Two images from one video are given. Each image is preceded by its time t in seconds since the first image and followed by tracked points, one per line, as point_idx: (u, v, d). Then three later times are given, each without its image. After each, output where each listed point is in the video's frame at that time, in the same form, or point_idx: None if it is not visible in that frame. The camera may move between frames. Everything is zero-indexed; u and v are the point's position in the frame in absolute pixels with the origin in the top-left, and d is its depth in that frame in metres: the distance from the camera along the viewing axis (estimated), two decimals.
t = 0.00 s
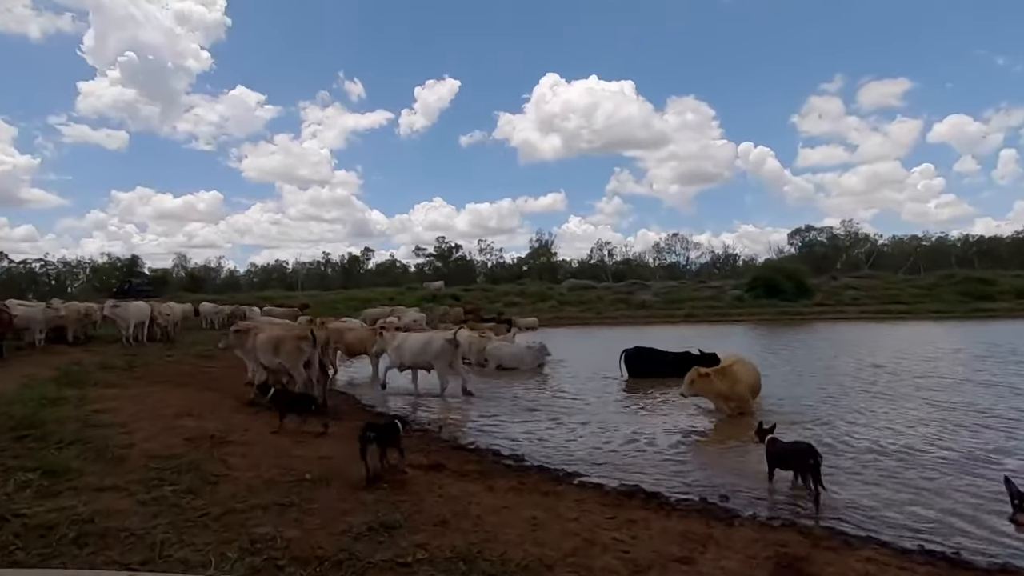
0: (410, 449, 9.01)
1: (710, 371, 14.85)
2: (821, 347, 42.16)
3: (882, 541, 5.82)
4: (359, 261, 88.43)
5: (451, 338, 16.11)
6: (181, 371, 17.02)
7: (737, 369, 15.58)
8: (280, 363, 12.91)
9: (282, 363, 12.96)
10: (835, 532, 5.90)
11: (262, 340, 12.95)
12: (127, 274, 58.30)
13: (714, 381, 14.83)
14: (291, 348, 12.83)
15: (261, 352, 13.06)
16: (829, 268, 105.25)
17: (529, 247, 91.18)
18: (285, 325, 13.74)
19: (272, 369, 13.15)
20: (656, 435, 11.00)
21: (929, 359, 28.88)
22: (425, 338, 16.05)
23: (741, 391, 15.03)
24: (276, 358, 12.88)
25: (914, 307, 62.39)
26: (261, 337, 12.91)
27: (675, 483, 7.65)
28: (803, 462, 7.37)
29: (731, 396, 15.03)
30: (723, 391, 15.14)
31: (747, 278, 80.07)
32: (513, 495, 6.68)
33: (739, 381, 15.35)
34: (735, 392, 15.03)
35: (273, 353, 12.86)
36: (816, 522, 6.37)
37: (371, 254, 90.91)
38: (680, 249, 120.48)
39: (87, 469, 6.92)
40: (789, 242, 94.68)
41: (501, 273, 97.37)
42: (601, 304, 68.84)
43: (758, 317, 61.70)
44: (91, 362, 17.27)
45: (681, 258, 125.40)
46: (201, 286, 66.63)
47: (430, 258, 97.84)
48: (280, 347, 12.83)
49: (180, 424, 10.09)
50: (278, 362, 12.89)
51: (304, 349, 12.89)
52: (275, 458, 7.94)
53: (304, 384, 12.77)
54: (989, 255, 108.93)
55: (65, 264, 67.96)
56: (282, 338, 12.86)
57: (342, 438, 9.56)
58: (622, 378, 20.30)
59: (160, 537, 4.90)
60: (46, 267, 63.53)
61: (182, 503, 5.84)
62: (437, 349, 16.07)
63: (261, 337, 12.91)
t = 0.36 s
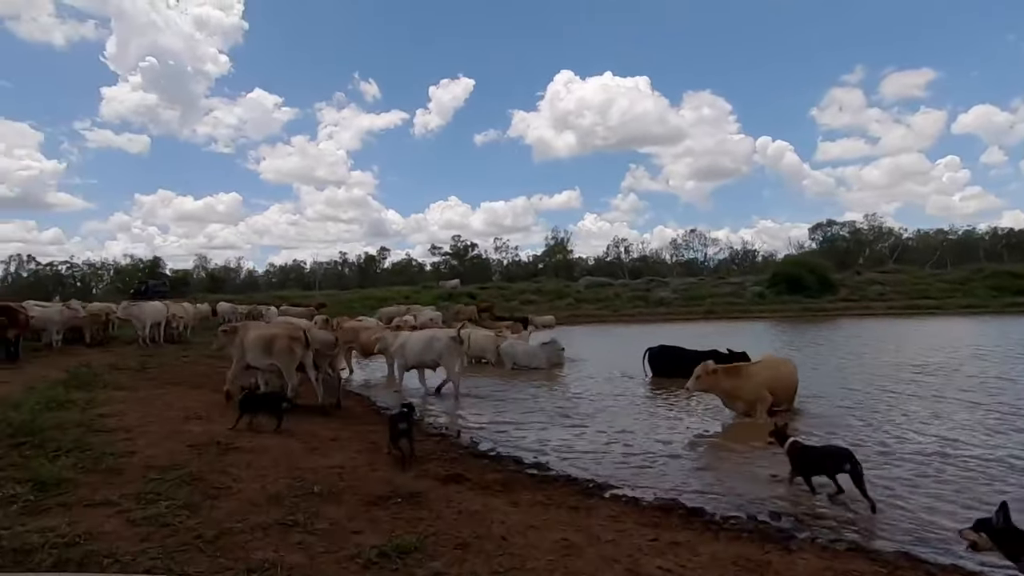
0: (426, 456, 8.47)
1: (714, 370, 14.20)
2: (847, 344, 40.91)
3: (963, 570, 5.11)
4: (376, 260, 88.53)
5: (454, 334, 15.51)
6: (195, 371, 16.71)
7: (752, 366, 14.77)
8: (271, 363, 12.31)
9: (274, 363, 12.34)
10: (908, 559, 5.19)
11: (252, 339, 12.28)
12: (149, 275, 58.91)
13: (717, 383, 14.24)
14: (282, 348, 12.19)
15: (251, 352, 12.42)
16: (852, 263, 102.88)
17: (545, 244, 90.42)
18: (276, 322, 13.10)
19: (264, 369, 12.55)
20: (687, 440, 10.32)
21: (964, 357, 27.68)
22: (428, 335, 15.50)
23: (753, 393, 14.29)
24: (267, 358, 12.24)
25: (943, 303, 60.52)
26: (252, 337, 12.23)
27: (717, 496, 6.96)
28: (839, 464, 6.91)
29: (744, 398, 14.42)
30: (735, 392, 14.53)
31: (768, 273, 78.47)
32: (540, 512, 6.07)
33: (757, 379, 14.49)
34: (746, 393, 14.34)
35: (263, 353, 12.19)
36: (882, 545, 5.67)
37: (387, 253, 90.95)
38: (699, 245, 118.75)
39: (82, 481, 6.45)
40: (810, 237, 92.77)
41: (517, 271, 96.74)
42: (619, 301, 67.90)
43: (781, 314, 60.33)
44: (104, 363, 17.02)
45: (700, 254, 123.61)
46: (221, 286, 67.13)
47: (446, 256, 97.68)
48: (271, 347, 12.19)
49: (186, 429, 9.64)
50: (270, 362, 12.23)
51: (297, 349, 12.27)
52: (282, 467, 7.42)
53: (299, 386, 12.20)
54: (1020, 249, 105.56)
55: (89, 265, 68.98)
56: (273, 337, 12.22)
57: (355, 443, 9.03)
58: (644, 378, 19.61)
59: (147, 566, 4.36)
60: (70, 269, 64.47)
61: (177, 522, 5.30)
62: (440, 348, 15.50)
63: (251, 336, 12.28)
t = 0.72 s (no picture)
0: (440, 464, 7.94)
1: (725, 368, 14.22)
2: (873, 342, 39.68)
3: None
4: (390, 260, 88.50)
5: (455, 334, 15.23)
6: (206, 372, 16.40)
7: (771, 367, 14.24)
8: (257, 363, 11.93)
9: (261, 363, 11.96)
10: None
11: (236, 338, 11.89)
12: (167, 275, 59.34)
13: (727, 382, 14.19)
14: (270, 347, 11.85)
15: (236, 351, 12.04)
16: (874, 259, 100.58)
17: (559, 242, 89.66)
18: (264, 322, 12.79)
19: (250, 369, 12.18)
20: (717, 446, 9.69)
21: (1001, 355, 26.52)
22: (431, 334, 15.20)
23: (768, 392, 13.88)
24: (253, 357, 11.87)
25: (971, 299, 58.68)
26: (238, 334, 11.88)
27: (759, 512, 6.32)
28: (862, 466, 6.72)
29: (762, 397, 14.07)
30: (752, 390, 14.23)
31: (787, 271, 76.92)
32: (565, 532, 5.50)
33: (775, 378, 13.98)
34: (762, 393, 14.00)
35: (249, 351, 11.80)
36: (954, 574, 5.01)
37: (401, 253, 90.88)
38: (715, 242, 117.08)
39: (72, 493, 6.02)
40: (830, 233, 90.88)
41: (531, 270, 96.14)
42: (635, 299, 66.98)
43: (802, 311, 58.98)
44: (115, 364, 16.75)
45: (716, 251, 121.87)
46: (237, 286, 67.51)
47: (460, 255, 97.37)
48: (257, 346, 11.82)
49: (189, 433, 9.21)
50: (256, 361, 11.85)
51: (285, 348, 11.93)
52: (286, 477, 6.92)
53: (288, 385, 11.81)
54: None
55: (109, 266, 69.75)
56: (260, 336, 11.89)
57: (365, 450, 8.52)
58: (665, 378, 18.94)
59: None
60: (90, 270, 65.25)
61: (164, 543, 4.81)
62: (441, 348, 15.19)
63: (236, 334, 11.89)
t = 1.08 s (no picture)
0: (453, 472, 7.38)
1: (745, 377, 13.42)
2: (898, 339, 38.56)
3: None
4: (403, 258, 88.39)
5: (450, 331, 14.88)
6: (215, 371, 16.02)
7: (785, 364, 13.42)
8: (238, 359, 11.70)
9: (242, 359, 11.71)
10: None
11: (219, 335, 11.77)
12: (183, 274, 59.69)
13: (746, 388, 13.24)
14: (248, 343, 11.56)
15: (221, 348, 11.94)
16: (895, 254, 98.43)
17: (573, 239, 88.86)
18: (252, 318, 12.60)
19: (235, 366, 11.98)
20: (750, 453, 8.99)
21: None
22: (424, 331, 15.00)
23: (786, 393, 13.11)
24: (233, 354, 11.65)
25: (999, 295, 56.99)
26: (221, 331, 11.72)
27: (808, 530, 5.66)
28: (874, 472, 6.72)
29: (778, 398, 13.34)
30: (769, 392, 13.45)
31: (806, 266, 75.42)
32: (592, 555, 4.91)
33: (790, 377, 13.26)
34: (779, 393, 13.23)
35: (230, 348, 11.60)
36: None
37: (414, 251, 90.73)
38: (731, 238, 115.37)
39: (53, 507, 5.54)
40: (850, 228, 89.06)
41: (545, 267, 95.47)
42: (650, 296, 66.04)
43: (822, 307, 57.70)
44: (123, 364, 16.44)
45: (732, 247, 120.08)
46: (252, 286, 67.73)
47: (473, 253, 97.00)
48: (236, 341, 11.59)
49: (189, 437, 8.75)
50: (237, 357, 11.61)
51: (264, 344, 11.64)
52: (285, 487, 6.40)
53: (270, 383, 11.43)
54: None
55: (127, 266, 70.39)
56: (240, 331, 11.66)
57: (373, 457, 7.97)
58: (686, 378, 18.23)
59: None
60: (108, 270, 65.87)
61: (143, 569, 4.31)
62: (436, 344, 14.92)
63: (218, 331, 11.76)
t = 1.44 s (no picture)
0: (464, 481, 6.86)
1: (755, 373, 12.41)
2: (920, 332, 37.50)
3: None
4: (414, 257, 88.14)
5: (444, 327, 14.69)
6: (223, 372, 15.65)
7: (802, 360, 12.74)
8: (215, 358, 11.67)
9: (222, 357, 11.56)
10: None
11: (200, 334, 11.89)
12: (196, 275, 59.86)
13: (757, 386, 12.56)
14: (219, 340, 11.47)
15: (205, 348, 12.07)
16: (914, 246, 96.40)
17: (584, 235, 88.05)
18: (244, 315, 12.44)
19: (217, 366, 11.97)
20: (784, 461, 8.35)
21: None
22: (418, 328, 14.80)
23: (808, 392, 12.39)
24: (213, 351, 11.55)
25: None
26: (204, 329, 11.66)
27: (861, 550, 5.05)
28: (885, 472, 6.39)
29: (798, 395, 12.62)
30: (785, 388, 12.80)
31: (822, 260, 73.97)
32: None
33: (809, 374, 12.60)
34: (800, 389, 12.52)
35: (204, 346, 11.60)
36: None
37: (425, 249, 90.46)
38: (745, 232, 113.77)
39: (28, 527, 5.08)
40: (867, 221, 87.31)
41: (555, 264, 94.74)
42: (664, 292, 65.08)
43: (841, 301, 56.47)
44: (129, 365, 16.11)
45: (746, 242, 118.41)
46: (265, 286, 67.79)
47: (484, 250, 96.55)
48: (210, 339, 11.56)
49: (185, 443, 8.30)
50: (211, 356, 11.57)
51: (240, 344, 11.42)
52: (282, 501, 5.89)
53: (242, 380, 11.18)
54: None
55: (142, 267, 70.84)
56: (219, 329, 11.55)
57: (380, 464, 7.46)
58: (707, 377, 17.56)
59: None
60: (123, 271, 66.25)
61: None
62: (430, 341, 14.71)
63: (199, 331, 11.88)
